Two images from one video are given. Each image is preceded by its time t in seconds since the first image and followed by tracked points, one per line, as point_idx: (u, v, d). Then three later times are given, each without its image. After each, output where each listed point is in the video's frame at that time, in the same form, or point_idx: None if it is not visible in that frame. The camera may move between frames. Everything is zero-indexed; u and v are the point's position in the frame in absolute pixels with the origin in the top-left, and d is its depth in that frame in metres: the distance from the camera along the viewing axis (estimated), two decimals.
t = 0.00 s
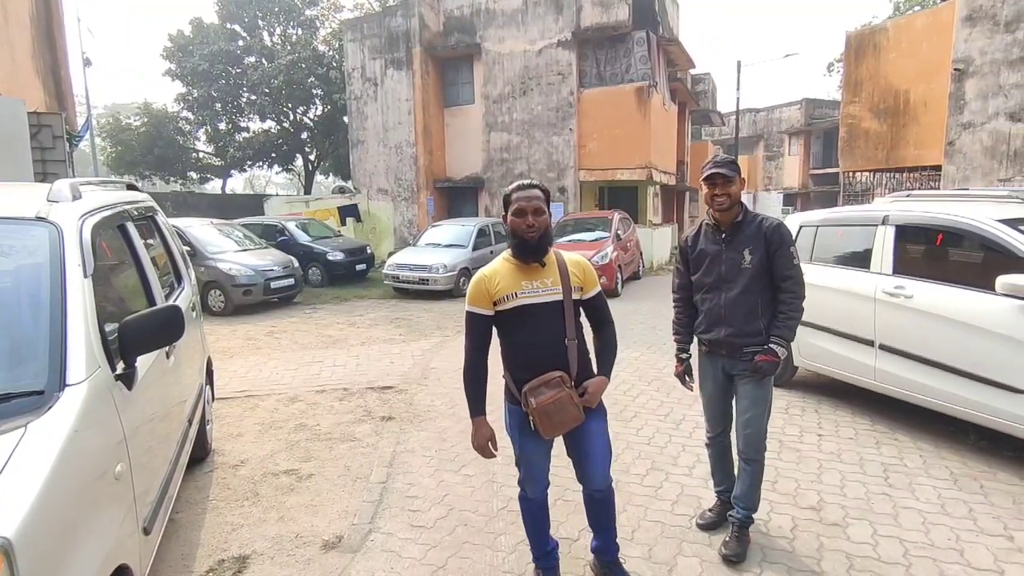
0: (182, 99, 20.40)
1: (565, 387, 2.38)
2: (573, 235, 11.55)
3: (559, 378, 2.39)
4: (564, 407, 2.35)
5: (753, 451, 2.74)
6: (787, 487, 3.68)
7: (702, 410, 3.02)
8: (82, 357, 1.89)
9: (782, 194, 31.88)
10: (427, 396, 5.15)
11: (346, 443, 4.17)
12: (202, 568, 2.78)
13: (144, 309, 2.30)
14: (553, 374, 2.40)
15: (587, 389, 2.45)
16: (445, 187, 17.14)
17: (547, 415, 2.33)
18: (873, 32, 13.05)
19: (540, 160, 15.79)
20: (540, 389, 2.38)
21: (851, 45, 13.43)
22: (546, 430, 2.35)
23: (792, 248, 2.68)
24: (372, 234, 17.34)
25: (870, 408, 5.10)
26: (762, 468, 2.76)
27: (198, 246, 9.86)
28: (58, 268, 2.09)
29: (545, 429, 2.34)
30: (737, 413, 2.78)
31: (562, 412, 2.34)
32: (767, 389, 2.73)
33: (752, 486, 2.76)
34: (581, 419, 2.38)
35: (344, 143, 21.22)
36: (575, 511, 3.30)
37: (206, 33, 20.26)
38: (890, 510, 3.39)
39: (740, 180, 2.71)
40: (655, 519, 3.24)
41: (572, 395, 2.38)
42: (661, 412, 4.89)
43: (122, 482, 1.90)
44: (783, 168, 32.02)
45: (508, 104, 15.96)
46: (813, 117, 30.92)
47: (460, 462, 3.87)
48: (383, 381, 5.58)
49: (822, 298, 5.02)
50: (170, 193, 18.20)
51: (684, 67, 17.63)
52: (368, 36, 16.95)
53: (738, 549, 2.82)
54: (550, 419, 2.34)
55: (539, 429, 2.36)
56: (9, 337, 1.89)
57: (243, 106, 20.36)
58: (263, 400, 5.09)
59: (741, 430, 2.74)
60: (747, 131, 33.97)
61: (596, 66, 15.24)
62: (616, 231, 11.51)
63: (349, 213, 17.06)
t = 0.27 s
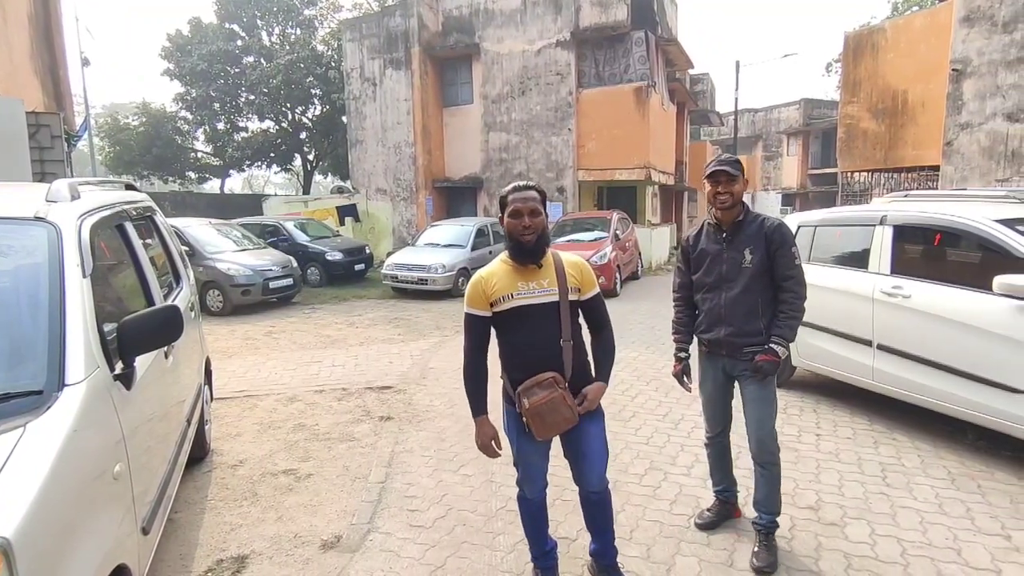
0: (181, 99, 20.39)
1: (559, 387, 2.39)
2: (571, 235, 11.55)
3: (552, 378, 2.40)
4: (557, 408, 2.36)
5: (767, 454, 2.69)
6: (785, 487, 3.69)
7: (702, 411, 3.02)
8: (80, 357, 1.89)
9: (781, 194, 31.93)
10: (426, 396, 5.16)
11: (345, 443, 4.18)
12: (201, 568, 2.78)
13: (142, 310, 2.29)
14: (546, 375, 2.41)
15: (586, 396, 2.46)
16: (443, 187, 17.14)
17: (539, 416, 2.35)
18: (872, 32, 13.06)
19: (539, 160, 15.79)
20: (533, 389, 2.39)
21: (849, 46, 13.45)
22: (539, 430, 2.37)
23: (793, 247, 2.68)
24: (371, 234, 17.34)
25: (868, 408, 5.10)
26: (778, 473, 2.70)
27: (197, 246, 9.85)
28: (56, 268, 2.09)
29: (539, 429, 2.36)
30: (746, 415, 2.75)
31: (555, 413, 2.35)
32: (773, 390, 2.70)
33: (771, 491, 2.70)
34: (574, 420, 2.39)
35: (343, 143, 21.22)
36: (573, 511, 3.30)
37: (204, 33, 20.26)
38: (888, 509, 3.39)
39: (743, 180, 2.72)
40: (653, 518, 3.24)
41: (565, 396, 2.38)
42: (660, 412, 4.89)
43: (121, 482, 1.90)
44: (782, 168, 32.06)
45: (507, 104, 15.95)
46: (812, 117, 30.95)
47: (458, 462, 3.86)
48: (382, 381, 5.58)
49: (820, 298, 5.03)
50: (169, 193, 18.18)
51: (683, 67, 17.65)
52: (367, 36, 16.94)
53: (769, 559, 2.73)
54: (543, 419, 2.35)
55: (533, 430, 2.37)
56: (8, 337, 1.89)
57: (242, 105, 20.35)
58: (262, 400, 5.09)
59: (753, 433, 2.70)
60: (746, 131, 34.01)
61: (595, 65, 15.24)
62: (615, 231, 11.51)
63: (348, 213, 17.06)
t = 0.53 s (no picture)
0: (179, 99, 20.37)
1: (559, 388, 2.39)
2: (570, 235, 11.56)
3: (552, 378, 2.40)
4: (558, 409, 2.36)
5: (777, 456, 2.71)
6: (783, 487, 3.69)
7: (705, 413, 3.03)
8: (78, 357, 1.89)
9: (779, 194, 31.97)
10: (424, 396, 5.16)
11: (343, 443, 4.17)
12: (199, 568, 2.77)
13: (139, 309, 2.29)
14: (546, 376, 2.41)
15: (592, 393, 2.47)
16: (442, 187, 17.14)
17: (540, 417, 2.36)
18: (870, 33, 13.07)
19: (537, 161, 15.80)
20: (533, 390, 2.39)
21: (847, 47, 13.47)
22: (540, 431, 2.37)
23: (804, 251, 2.66)
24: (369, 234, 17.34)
25: (866, 408, 5.11)
26: (789, 475, 2.72)
27: (195, 247, 9.84)
28: (53, 268, 2.09)
29: (540, 430, 2.37)
30: (753, 418, 2.78)
31: (555, 414, 2.36)
32: (784, 393, 2.71)
33: (782, 493, 2.72)
34: (574, 420, 2.39)
35: (342, 143, 21.21)
36: (571, 511, 3.30)
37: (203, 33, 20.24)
38: (885, 509, 3.40)
39: (758, 180, 2.70)
40: (651, 518, 3.24)
41: (565, 396, 2.38)
42: (658, 412, 4.90)
43: (118, 482, 1.90)
44: (780, 168, 32.10)
45: (506, 104, 15.95)
46: (810, 117, 30.98)
47: (456, 462, 3.86)
48: (380, 381, 5.58)
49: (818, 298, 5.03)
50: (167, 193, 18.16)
51: (681, 67, 17.65)
52: (365, 36, 16.94)
53: (782, 564, 2.71)
54: (543, 420, 2.36)
55: (534, 431, 2.38)
56: (5, 337, 1.89)
57: (240, 105, 20.34)
58: (260, 400, 5.09)
59: (761, 436, 2.73)
60: (744, 131, 34.05)
61: (594, 65, 15.25)
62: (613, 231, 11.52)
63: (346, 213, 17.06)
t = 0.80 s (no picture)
0: (177, 100, 20.37)
1: (560, 387, 2.40)
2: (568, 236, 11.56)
3: (552, 378, 2.41)
4: (560, 408, 2.37)
5: (783, 461, 2.69)
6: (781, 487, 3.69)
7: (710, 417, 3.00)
8: (76, 359, 1.89)
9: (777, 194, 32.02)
10: (423, 397, 5.15)
11: (342, 444, 4.17)
12: (197, 570, 2.77)
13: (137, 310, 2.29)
14: (547, 376, 2.41)
15: (602, 380, 2.58)
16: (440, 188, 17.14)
17: (543, 417, 2.36)
18: (867, 34, 13.10)
19: (535, 162, 15.81)
20: (535, 391, 2.39)
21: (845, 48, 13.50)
22: (544, 431, 2.37)
23: (826, 259, 2.59)
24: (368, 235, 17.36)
25: (864, 409, 5.11)
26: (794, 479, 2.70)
27: (193, 248, 9.83)
28: (51, 269, 2.09)
29: (545, 430, 2.36)
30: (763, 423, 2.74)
31: (558, 413, 2.36)
32: (797, 397, 2.67)
33: (786, 497, 2.71)
34: (577, 417, 2.40)
35: (340, 144, 21.21)
36: (569, 512, 3.30)
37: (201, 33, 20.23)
38: (883, 509, 3.40)
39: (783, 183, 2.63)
40: (650, 519, 3.24)
41: (567, 395, 2.39)
42: (657, 412, 4.90)
43: (115, 485, 1.89)
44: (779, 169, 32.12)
45: (504, 105, 15.96)
46: (807, 118, 31.05)
47: (455, 463, 3.86)
48: (379, 382, 5.57)
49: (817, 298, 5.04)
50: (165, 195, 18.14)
51: (679, 68, 17.68)
52: (364, 37, 16.94)
53: (781, 565, 2.72)
54: (546, 420, 2.36)
55: (538, 431, 2.37)
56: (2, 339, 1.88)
57: (238, 106, 20.32)
58: (258, 401, 5.08)
59: (770, 440, 2.70)
60: (742, 132, 34.13)
61: (592, 66, 15.27)
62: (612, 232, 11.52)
63: (344, 214, 17.07)
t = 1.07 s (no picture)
0: (175, 100, 20.34)
1: (560, 386, 2.41)
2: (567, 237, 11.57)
3: (552, 378, 2.41)
4: (561, 407, 2.37)
5: (788, 465, 2.68)
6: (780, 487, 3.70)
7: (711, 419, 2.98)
8: (74, 360, 1.89)
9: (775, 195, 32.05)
10: (421, 398, 5.15)
11: (340, 445, 4.17)
12: (195, 572, 2.77)
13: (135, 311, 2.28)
14: (547, 376, 2.41)
15: (602, 375, 2.65)
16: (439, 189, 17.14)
17: (545, 417, 2.36)
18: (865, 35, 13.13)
19: (534, 162, 15.81)
20: (535, 391, 2.39)
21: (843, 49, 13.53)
22: (546, 430, 2.37)
23: (843, 264, 2.54)
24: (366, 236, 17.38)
25: (862, 409, 5.12)
26: (797, 481, 2.70)
27: (191, 249, 9.82)
28: (49, 270, 2.09)
29: (547, 429, 2.37)
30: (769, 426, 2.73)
31: (559, 412, 2.37)
32: (805, 402, 2.65)
33: (787, 499, 2.70)
34: (578, 414, 2.41)
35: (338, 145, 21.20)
36: (568, 513, 3.30)
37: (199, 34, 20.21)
38: (882, 509, 3.40)
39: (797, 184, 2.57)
40: (648, 520, 3.24)
41: (567, 394, 2.40)
42: (656, 413, 4.90)
43: (114, 486, 1.89)
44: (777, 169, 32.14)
45: (503, 106, 15.97)
46: (805, 119, 31.11)
47: (454, 464, 3.86)
48: (377, 383, 5.56)
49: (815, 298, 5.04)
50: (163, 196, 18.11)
51: (678, 69, 17.71)
52: (362, 38, 16.93)
53: (780, 566, 2.72)
54: (548, 419, 2.36)
55: (541, 431, 2.37)
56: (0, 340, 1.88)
57: (236, 107, 20.31)
58: (256, 403, 5.07)
59: (776, 444, 2.69)
60: (741, 133, 34.20)
61: (591, 67, 15.28)
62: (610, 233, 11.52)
63: (343, 215, 17.10)
